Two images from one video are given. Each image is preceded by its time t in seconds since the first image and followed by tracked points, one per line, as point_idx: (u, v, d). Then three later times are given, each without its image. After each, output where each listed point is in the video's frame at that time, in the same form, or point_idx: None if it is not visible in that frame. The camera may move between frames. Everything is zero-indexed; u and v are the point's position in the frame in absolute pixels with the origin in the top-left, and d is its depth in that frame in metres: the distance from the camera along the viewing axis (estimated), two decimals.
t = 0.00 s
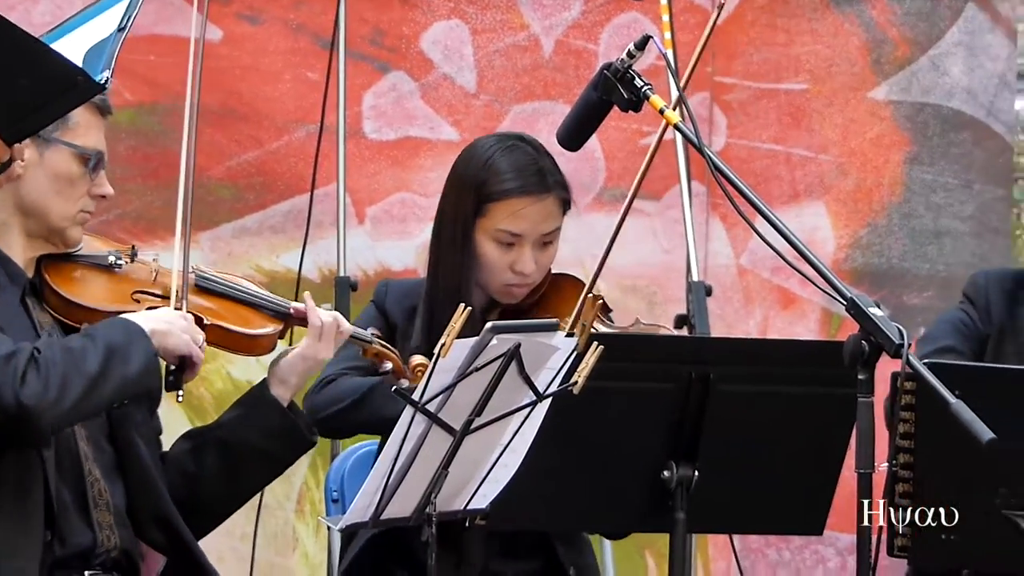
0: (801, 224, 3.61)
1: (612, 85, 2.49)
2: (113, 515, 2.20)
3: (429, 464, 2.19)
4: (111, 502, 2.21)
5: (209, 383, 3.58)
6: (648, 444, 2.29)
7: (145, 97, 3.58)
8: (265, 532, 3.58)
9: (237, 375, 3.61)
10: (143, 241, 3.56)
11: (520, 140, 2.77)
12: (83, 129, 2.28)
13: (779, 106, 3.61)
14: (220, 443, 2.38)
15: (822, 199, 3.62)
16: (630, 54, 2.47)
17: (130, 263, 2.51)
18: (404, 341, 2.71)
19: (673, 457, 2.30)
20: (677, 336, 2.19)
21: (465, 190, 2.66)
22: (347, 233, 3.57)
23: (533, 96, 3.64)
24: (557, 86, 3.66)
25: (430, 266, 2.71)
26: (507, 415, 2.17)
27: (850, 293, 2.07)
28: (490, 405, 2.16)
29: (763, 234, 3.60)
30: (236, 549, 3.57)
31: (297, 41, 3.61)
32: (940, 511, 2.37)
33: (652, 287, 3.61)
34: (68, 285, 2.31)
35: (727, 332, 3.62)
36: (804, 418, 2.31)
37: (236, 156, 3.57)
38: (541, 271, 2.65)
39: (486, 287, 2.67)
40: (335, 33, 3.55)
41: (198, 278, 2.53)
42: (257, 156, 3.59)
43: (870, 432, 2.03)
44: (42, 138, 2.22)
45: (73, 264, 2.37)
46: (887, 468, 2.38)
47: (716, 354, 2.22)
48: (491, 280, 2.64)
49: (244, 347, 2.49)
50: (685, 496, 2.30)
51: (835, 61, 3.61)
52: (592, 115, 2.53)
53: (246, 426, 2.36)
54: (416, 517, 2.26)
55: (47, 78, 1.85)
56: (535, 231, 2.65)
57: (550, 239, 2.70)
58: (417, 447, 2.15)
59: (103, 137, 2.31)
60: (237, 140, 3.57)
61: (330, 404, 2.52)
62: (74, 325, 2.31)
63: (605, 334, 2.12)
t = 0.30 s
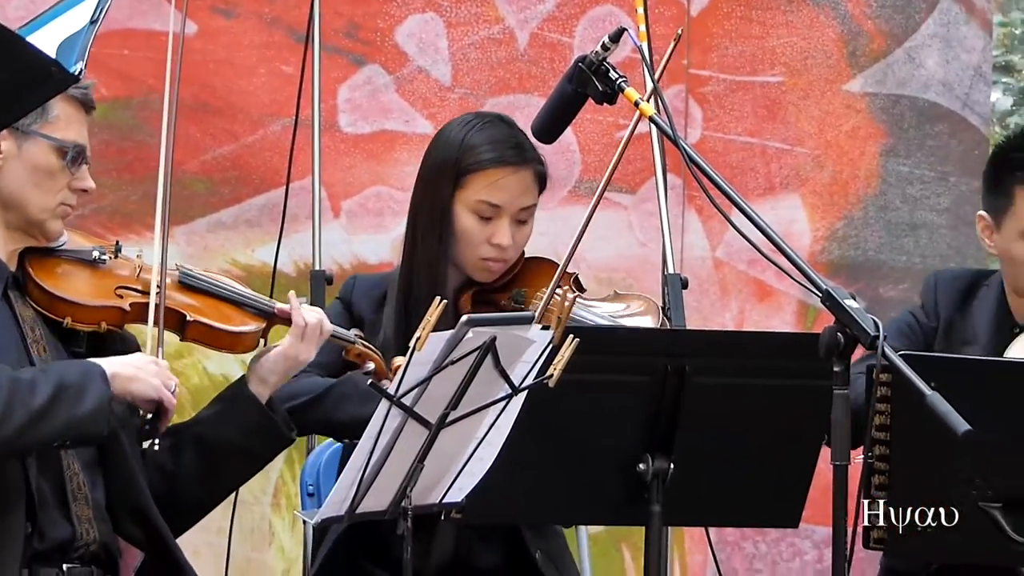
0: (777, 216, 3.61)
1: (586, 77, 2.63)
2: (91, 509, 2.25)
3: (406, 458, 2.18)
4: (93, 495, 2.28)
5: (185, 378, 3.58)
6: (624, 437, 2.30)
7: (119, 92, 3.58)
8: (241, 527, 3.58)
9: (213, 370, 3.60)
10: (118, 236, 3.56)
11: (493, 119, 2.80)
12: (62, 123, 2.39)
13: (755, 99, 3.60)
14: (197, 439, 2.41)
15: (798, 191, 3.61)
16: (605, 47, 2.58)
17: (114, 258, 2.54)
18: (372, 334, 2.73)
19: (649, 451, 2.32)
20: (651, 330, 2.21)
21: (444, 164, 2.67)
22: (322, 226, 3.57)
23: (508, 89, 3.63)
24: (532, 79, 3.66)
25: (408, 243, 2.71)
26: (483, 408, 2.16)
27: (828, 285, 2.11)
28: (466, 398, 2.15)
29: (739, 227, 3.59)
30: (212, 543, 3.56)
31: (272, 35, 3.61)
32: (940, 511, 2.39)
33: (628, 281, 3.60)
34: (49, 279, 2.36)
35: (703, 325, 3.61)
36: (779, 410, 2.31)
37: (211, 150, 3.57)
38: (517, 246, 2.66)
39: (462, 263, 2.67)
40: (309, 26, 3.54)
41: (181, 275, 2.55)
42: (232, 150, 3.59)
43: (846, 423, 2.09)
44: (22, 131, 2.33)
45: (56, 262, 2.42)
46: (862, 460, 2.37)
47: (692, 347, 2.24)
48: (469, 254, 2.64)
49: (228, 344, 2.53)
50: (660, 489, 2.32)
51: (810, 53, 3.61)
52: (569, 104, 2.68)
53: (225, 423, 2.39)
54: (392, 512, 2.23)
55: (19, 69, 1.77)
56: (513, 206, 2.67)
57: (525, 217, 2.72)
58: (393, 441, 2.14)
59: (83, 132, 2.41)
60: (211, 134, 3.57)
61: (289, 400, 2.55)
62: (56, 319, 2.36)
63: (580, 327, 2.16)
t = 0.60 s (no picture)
0: (752, 210, 3.60)
1: (560, 72, 2.58)
2: (71, 504, 2.35)
3: (380, 452, 2.24)
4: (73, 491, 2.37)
5: (159, 374, 3.58)
6: (600, 432, 2.35)
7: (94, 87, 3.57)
8: (217, 523, 3.58)
9: (188, 366, 3.61)
10: (92, 231, 3.55)
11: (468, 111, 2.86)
12: (44, 117, 2.41)
13: (730, 93, 3.60)
14: (178, 435, 2.48)
15: (772, 185, 3.61)
16: (578, 43, 2.55)
17: (98, 254, 2.56)
18: (345, 329, 2.75)
19: (624, 446, 2.37)
20: (632, 327, 2.26)
21: (424, 148, 2.73)
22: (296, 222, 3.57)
23: (482, 84, 3.64)
24: (506, 74, 3.67)
25: (385, 228, 2.75)
26: (458, 402, 2.21)
27: (802, 280, 2.17)
28: (440, 393, 2.19)
29: (713, 222, 3.59)
30: (187, 539, 3.56)
31: (246, 31, 3.61)
32: (940, 511, 2.43)
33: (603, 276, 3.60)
34: (30, 274, 2.40)
35: (678, 320, 3.61)
36: (753, 402, 2.36)
37: (186, 146, 3.57)
38: (494, 232, 2.71)
39: (439, 249, 2.71)
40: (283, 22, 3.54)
41: (162, 271, 2.58)
42: (207, 146, 3.59)
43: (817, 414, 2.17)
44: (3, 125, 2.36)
45: (38, 257, 2.46)
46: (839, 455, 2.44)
47: (670, 340, 2.27)
48: (446, 238, 2.68)
49: (209, 340, 2.55)
50: (635, 483, 2.36)
51: (784, 47, 3.62)
52: (543, 101, 2.64)
53: (205, 419, 2.46)
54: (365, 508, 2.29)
55: None
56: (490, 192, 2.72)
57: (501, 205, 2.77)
58: (366, 436, 2.20)
59: (65, 127, 2.44)
60: (186, 130, 3.57)
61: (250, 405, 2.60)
62: (36, 313, 2.40)
63: (557, 321, 2.20)
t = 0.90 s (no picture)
0: (731, 204, 3.60)
1: (539, 66, 2.56)
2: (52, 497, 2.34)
3: (360, 448, 2.27)
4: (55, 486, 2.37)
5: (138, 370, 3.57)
6: (579, 424, 2.33)
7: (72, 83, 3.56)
8: (197, 519, 3.57)
9: (168, 362, 3.60)
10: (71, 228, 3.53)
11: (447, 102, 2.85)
12: (30, 111, 2.43)
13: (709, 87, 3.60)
14: (162, 429, 2.46)
15: (750, 178, 3.61)
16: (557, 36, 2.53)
17: (83, 248, 2.53)
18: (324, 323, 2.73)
19: (604, 439, 2.35)
20: (609, 320, 2.23)
21: (405, 138, 2.71)
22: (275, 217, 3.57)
23: (461, 79, 3.65)
24: (485, 69, 3.68)
25: (364, 219, 2.72)
26: (437, 397, 2.24)
27: (781, 273, 2.14)
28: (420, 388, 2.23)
29: (692, 216, 3.60)
30: (167, 535, 3.55)
31: (225, 26, 3.62)
32: (940, 511, 2.38)
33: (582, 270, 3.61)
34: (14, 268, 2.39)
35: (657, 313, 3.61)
36: (735, 396, 2.33)
37: (165, 141, 3.57)
38: (473, 222, 2.70)
39: (417, 238, 2.69)
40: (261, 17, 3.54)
41: (148, 266, 2.55)
42: (186, 142, 3.59)
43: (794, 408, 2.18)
44: None
45: (23, 250, 2.44)
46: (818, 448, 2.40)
47: (650, 333, 2.24)
48: (426, 227, 2.67)
49: (193, 334, 2.55)
50: (615, 478, 2.35)
51: (763, 41, 3.62)
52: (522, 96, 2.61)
53: (189, 414, 2.45)
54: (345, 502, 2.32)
55: None
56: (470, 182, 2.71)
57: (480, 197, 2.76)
58: (347, 431, 2.22)
59: (50, 120, 2.46)
60: (164, 126, 3.57)
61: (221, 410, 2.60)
62: (22, 307, 2.40)
63: (536, 316, 2.19)
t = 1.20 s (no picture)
0: (709, 194, 3.62)
1: (517, 57, 2.57)
2: (32, 491, 2.35)
3: (338, 439, 2.23)
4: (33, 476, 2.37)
5: (118, 363, 3.58)
6: (557, 416, 2.34)
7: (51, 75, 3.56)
8: (176, 510, 3.59)
9: (147, 354, 3.62)
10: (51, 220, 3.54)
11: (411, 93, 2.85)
12: (12, 100, 2.43)
13: (685, 80, 3.63)
14: (145, 417, 2.44)
15: (728, 170, 3.63)
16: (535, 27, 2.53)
17: (66, 237, 2.54)
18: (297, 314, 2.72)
19: (582, 430, 2.36)
20: (588, 311, 2.24)
21: (371, 128, 2.71)
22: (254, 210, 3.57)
23: (439, 71, 3.66)
24: (463, 61, 3.69)
25: (332, 212, 2.73)
26: (415, 388, 2.21)
27: (758, 262, 2.14)
28: (399, 378, 2.20)
29: (670, 207, 3.59)
30: (147, 527, 3.56)
31: (204, 18, 3.63)
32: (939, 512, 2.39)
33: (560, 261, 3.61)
34: None
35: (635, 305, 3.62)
36: (711, 385, 2.35)
37: (143, 134, 3.57)
38: (441, 211, 2.71)
39: (385, 228, 2.71)
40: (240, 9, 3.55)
41: (131, 254, 2.56)
42: (165, 134, 3.60)
43: (776, 398, 2.14)
44: None
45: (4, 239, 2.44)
46: (796, 439, 2.41)
47: (625, 324, 2.26)
48: (394, 217, 2.68)
49: (177, 323, 2.55)
50: (594, 469, 2.35)
51: (740, 32, 3.64)
52: (499, 87, 2.61)
53: (171, 400, 2.43)
54: (324, 493, 2.28)
55: None
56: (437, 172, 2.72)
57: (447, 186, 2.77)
58: (325, 423, 2.18)
59: (32, 110, 2.46)
60: (143, 118, 3.58)
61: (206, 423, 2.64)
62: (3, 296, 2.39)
63: (515, 307, 2.19)
